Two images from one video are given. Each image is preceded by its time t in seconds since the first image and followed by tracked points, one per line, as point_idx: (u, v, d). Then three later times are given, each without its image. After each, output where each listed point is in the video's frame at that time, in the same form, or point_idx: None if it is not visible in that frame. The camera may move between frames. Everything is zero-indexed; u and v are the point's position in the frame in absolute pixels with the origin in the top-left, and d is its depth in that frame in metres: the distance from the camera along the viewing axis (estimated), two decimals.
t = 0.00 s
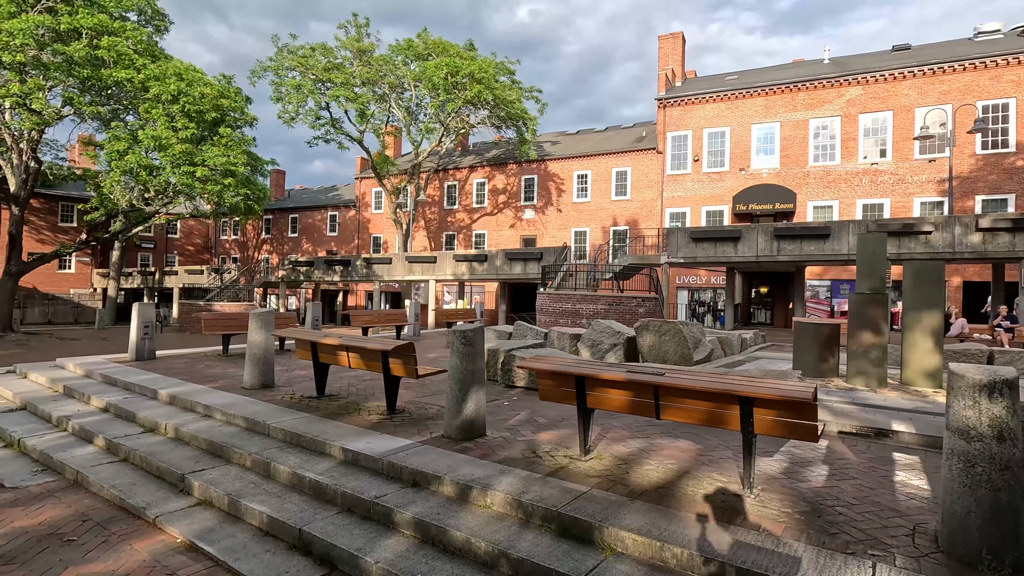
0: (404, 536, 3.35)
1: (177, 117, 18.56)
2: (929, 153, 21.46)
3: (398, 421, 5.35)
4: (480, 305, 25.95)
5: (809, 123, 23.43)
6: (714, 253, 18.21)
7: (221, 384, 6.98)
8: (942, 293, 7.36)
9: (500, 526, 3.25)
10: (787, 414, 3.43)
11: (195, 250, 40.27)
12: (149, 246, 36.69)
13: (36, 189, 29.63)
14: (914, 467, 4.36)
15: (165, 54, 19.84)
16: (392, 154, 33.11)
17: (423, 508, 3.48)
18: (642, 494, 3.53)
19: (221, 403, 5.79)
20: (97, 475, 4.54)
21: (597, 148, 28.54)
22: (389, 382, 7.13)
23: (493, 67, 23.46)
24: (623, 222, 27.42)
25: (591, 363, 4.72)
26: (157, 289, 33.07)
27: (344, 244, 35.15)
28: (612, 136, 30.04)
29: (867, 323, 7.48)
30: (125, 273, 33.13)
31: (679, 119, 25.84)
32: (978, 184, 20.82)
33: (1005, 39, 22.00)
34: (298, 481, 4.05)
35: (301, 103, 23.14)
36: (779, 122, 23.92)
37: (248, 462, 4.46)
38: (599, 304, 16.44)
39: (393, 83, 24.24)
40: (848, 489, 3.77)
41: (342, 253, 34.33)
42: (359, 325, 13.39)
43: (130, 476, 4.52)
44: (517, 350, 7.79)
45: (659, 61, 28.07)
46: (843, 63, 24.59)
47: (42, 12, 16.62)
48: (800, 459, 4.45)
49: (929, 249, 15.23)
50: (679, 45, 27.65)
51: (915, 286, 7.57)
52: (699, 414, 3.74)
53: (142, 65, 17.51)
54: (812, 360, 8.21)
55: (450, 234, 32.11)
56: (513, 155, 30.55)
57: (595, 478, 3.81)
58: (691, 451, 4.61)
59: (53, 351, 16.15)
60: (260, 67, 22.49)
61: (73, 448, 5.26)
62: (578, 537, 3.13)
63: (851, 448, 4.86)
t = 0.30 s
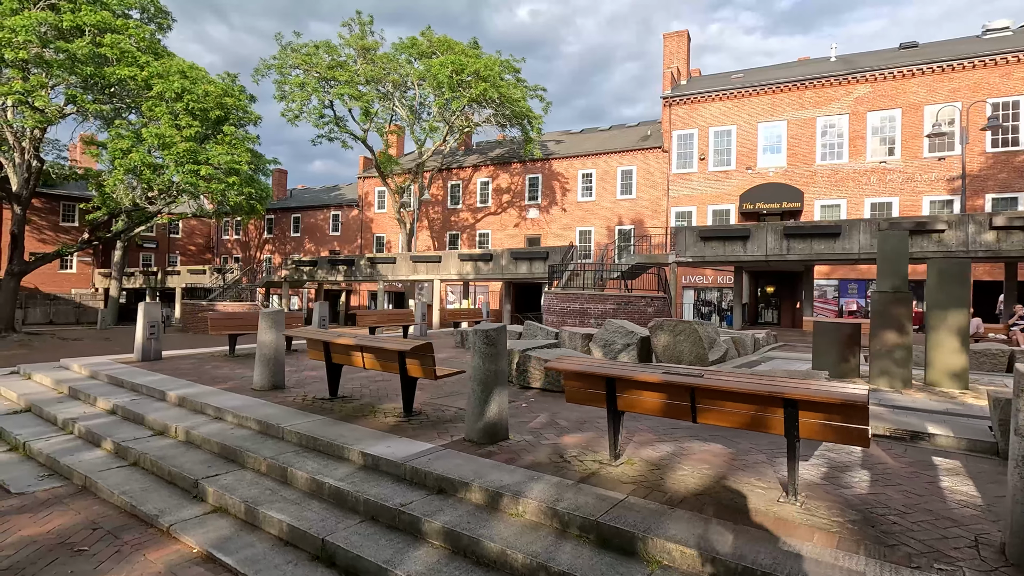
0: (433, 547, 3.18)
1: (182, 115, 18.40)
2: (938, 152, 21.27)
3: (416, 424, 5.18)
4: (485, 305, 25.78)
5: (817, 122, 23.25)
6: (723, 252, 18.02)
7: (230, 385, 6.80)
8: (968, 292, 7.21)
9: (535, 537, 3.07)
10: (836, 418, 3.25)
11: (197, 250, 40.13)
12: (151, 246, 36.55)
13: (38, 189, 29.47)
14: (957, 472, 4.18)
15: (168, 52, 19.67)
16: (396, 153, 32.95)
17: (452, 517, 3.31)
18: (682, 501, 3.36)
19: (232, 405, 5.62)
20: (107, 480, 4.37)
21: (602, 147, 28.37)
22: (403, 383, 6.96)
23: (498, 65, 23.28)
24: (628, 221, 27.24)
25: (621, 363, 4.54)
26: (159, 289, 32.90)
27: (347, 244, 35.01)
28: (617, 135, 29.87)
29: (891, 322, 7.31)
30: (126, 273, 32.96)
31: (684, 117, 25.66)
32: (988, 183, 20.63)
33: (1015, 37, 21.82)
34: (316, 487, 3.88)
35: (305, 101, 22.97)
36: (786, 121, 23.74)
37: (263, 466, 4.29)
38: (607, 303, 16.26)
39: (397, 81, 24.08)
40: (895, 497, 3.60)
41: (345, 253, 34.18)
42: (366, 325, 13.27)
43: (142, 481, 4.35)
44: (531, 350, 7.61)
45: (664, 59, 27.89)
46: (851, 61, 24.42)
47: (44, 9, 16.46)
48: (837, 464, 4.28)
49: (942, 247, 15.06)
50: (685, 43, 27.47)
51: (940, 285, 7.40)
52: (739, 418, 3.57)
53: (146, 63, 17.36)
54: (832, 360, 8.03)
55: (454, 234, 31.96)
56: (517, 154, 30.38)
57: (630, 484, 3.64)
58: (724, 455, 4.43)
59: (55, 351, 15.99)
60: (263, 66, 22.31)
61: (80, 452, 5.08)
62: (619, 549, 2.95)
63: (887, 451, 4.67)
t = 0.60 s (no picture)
0: (463, 565, 3.03)
1: (184, 113, 18.24)
2: (946, 151, 21.11)
3: (434, 431, 5.02)
4: (489, 305, 25.62)
5: (823, 120, 23.08)
6: (731, 252, 17.85)
7: (240, 389, 6.65)
8: (993, 293, 7.06)
9: (573, 554, 2.91)
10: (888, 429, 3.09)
11: (199, 250, 39.97)
12: (152, 245, 36.36)
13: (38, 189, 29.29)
14: (1001, 482, 4.04)
15: (170, 50, 19.51)
16: (398, 152, 32.79)
17: (482, 533, 3.15)
18: (723, 515, 3.21)
19: (243, 411, 5.46)
20: (117, 491, 4.21)
21: (606, 147, 28.21)
22: (416, 388, 6.82)
23: (502, 63, 23.10)
24: (633, 221, 27.09)
25: (649, 369, 4.38)
26: (161, 289, 32.72)
27: (349, 244, 34.85)
28: (621, 134, 29.69)
29: (915, 324, 7.15)
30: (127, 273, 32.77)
31: (689, 116, 25.48)
32: (997, 182, 20.47)
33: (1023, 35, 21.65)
34: (336, 500, 3.72)
35: (308, 99, 22.81)
36: (792, 120, 23.59)
37: (279, 476, 4.13)
38: (614, 304, 16.09)
39: (400, 80, 23.92)
40: (943, 509, 3.45)
41: (347, 253, 34.02)
42: (372, 325, 13.12)
43: (153, 491, 4.19)
44: (546, 352, 7.42)
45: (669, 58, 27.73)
46: (857, 60, 24.24)
47: (46, 7, 16.28)
48: (875, 474, 4.12)
49: (953, 248, 14.92)
50: (689, 41, 27.30)
51: (964, 286, 7.25)
52: (781, 427, 3.41)
53: (148, 61, 17.19)
54: (852, 363, 7.88)
55: (457, 234, 31.82)
56: (521, 154, 30.21)
57: (666, 497, 3.48)
58: (756, 464, 4.28)
59: (57, 352, 15.81)
60: (266, 64, 22.11)
61: (88, 460, 4.92)
62: (663, 568, 2.80)
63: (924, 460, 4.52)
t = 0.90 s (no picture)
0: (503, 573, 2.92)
1: (189, 112, 18.14)
2: (955, 149, 21.00)
3: (457, 433, 4.90)
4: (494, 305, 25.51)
5: (830, 118, 22.95)
6: (739, 251, 17.74)
7: (254, 390, 6.54)
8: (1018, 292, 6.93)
9: (617, 563, 2.80)
10: (942, 432, 2.97)
11: (201, 250, 39.86)
12: (154, 246, 36.24)
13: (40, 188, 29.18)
14: None
15: (174, 49, 19.41)
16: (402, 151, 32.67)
17: (521, 540, 3.04)
18: (770, 521, 3.10)
19: (260, 412, 5.35)
20: (135, 495, 4.10)
21: (611, 145, 28.09)
22: (432, 388, 6.71)
23: (507, 62, 22.97)
24: (638, 220, 26.98)
25: (681, 369, 4.26)
26: (164, 289, 32.59)
27: (352, 243, 34.73)
28: (625, 133, 29.56)
29: (938, 323, 7.05)
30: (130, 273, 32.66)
31: (695, 114, 25.35)
32: (1006, 180, 20.33)
33: None
34: (364, 505, 3.61)
35: (313, 98, 22.72)
36: (799, 118, 23.46)
37: (302, 480, 4.02)
38: (623, 303, 15.98)
39: (404, 78, 23.81)
40: (993, 514, 3.34)
41: (350, 252, 33.90)
42: (380, 325, 13.01)
43: (172, 496, 4.08)
44: (562, 352, 7.30)
45: (673, 57, 27.60)
46: (864, 58, 24.11)
47: (49, 5, 16.17)
48: (916, 478, 4.00)
49: (964, 246, 14.81)
50: (694, 39, 27.17)
51: (988, 285, 7.12)
52: (826, 430, 3.29)
53: (153, 60, 17.09)
54: (873, 363, 7.77)
55: (460, 233, 31.71)
56: (525, 153, 30.09)
57: (707, 502, 3.36)
58: (792, 467, 4.18)
59: (61, 353, 15.69)
60: (270, 63, 21.98)
61: (103, 463, 4.81)
62: None
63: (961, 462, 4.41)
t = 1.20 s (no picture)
0: None
1: (196, 113, 18.07)
2: (965, 148, 20.85)
3: (481, 438, 4.80)
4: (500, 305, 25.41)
5: (838, 118, 22.81)
6: (749, 251, 17.61)
7: (270, 394, 6.44)
8: None
9: None
10: (1002, 442, 2.85)
11: (204, 251, 39.81)
12: (158, 246, 36.19)
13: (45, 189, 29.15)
14: None
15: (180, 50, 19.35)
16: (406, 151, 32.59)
17: (563, 552, 2.94)
18: (821, 533, 2.98)
19: (279, 417, 5.25)
20: (156, 503, 4.00)
21: (617, 145, 27.96)
22: (450, 392, 6.61)
23: (514, 61, 22.87)
24: (645, 220, 26.86)
25: (715, 374, 4.15)
26: (168, 290, 32.54)
27: (356, 244, 34.66)
28: (631, 133, 29.45)
29: (964, 325, 6.93)
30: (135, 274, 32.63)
31: (702, 114, 25.22)
32: (1017, 179, 20.18)
33: None
34: (394, 515, 3.51)
35: (319, 98, 22.66)
36: (807, 117, 23.32)
37: (328, 488, 3.92)
38: (633, 304, 15.86)
39: (410, 78, 23.70)
40: None
41: (355, 253, 33.83)
42: (390, 326, 12.91)
43: (195, 504, 3.98)
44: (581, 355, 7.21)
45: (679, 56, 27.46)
46: (872, 57, 23.96)
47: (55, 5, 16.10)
48: (960, 485, 3.88)
49: (978, 246, 14.67)
50: (700, 38, 27.02)
51: (1015, 286, 6.97)
52: (875, 438, 3.18)
53: (159, 60, 17.03)
54: (895, 365, 7.67)
55: (465, 233, 31.62)
56: (530, 153, 29.98)
57: (751, 512, 3.26)
58: (831, 474, 4.06)
59: (68, 354, 15.62)
60: (276, 63, 21.90)
61: (120, 470, 4.70)
62: None
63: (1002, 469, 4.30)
